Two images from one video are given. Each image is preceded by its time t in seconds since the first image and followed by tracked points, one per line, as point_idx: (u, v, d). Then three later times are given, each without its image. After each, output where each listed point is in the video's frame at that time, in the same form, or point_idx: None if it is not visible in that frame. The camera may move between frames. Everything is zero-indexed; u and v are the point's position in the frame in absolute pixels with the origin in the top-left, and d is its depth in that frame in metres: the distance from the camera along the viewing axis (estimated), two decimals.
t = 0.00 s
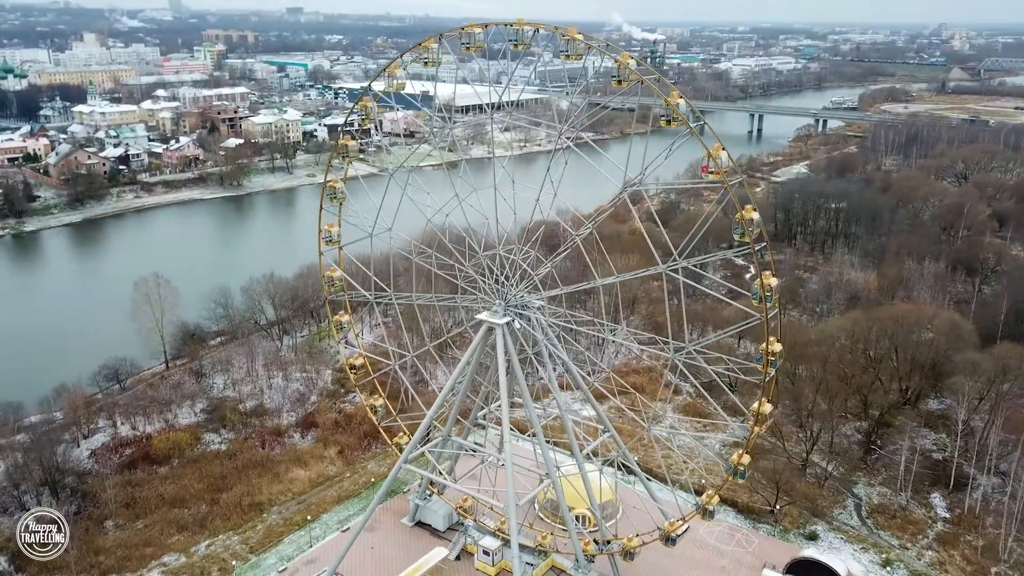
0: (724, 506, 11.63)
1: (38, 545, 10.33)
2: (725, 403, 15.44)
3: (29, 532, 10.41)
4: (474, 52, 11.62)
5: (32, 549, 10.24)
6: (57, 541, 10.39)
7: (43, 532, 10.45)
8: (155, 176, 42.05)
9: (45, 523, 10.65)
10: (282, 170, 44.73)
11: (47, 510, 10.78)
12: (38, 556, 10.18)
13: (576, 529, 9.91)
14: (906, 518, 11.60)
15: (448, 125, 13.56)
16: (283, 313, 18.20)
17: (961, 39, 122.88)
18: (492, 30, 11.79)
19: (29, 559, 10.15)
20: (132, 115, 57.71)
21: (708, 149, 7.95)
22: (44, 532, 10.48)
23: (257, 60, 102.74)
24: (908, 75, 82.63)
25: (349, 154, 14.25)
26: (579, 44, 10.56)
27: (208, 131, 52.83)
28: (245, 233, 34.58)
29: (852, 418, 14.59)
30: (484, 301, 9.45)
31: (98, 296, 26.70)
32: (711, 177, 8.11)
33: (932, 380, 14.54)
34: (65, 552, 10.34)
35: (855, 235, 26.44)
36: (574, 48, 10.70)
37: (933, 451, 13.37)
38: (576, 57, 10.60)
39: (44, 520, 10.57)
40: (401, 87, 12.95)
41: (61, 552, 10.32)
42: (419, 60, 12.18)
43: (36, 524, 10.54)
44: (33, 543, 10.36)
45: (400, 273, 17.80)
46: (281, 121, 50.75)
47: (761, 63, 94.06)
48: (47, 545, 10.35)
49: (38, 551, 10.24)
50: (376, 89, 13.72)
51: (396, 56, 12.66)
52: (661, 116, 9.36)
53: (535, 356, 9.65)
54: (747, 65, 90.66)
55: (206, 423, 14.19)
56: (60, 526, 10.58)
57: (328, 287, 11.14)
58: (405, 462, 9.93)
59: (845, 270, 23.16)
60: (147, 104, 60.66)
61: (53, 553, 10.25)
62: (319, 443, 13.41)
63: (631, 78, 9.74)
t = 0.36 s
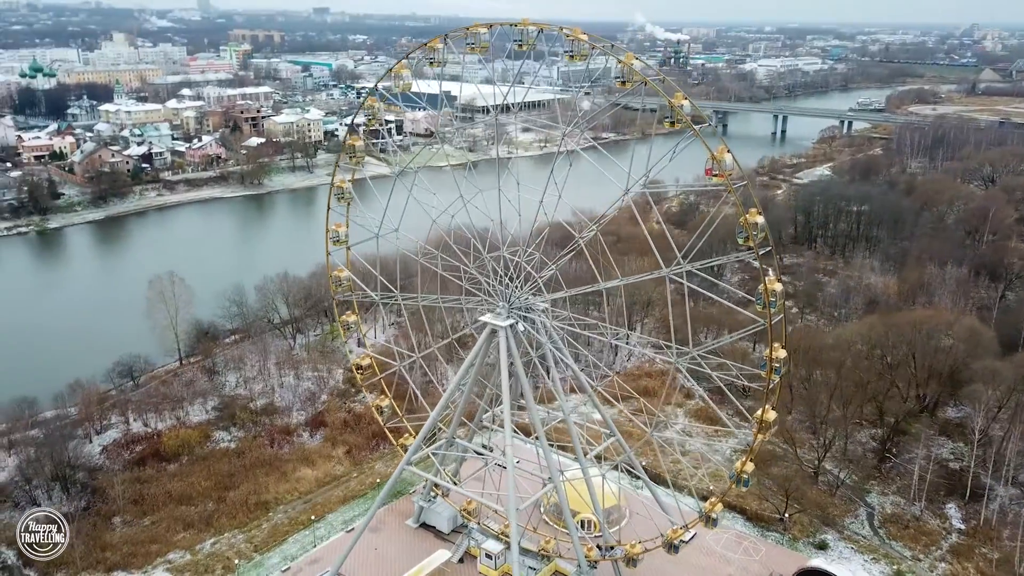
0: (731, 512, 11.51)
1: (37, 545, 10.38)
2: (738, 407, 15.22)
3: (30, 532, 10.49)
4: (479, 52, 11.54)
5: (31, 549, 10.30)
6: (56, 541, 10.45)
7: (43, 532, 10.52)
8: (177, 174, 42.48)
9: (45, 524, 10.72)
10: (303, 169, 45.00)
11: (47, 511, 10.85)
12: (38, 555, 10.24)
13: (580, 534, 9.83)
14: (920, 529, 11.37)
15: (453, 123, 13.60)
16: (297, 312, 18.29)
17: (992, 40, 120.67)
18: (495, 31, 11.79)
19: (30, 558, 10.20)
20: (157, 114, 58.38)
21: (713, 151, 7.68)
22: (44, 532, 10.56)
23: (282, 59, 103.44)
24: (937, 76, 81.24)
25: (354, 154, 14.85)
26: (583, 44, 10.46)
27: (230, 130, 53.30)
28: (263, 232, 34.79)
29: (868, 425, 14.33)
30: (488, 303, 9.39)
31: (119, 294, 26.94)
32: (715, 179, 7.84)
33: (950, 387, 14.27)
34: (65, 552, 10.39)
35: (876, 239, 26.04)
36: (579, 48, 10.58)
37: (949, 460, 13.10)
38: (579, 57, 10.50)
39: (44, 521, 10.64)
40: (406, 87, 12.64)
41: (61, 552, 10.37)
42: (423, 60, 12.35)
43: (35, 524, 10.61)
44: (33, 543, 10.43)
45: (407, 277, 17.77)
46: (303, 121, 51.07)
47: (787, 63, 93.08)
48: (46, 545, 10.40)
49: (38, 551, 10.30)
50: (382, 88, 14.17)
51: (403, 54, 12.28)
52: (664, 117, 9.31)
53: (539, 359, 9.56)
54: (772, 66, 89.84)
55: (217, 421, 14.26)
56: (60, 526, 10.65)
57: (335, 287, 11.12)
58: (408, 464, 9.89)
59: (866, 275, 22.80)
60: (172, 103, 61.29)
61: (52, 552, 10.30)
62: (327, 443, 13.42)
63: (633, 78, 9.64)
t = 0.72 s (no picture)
0: (739, 519, 11.38)
1: (37, 545, 10.38)
2: (751, 412, 15.00)
3: (30, 532, 10.48)
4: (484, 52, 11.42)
5: (31, 549, 10.29)
6: (56, 542, 10.45)
7: (43, 532, 10.52)
8: (199, 173, 42.86)
9: (46, 523, 10.72)
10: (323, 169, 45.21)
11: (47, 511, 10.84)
12: (38, 556, 10.24)
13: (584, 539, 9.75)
14: (933, 540, 11.14)
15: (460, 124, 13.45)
16: (310, 312, 18.35)
17: None
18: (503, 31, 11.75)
19: (31, 557, 10.21)
20: (181, 113, 58.97)
21: (717, 154, 7.44)
22: (44, 532, 10.56)
23: (307, 59, 104.08)
24: (967, 77, 79.83)
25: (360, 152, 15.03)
26: (587, 44, 10.14)
27: (252, 129, 53.69)
28: (282, 231, 34.94)
29: (883, 433, 14.07)
30: (491, 306, 9.31)
31: (138, 291, 27.22)
32: (718, 181, 7.70)
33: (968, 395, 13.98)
34: (65, 552, 10.39)
35: (898, 242, 25.61)
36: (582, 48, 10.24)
37: (966, 470, 12.83)
38: (585, 58, 10.15)
39: (44, 521, 10.64)
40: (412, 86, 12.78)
41: (61, 553, 10.37)
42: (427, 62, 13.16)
43: (35, 524, 10.61)
44: (33, 543, 10.42)
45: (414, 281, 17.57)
46: (324, 121, 51.31)
47: (813, 64, 92.02)
48: (46, 545, 10.40)
49: (38, 551, 10.30)
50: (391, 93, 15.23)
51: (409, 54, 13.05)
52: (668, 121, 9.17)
53: (543, 363, 9.47)
54: (798, 67, 88.95)
55: (227, 419, 14.32)
56: (60, 527, 10.66)
57: (342, 287, 11.14)
58: (410, 466, 9.82)
59: (887, 279, 22.41)
60: (196, 102, 61.89)
61: (52, 553, 10.30)
62: (335, 443, 13.42)
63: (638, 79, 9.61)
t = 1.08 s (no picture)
0: (745, 526, 11.23)
1: (37, 545, 10.33)
2: (763, 418, 14.78)
3: (30, 532, 10.42)
4: (488, 53, 11.39)
5: (31, 550, 10.23)
6: (56, 542, 10.41)
7: (43, 532, 10.47)
8: (219, 173, 43.21)
9: (46, 523, 10.67)
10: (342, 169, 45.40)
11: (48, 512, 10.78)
12: (37, 556, 10.18)
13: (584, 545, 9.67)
14: (945, 551, 10.91)
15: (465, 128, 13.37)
16: (322, 311, 18.42)
17: None
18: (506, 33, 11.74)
19: (29, 559, 10.15)
20: (204, 113, 59.52)
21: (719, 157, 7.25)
22: (44, 533, 10.50)
23: (330, 59, 104.70)
24: (996, 78, 78.49)
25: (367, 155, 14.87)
26: (589, 44, 10.03)
27: (273, 129, 54.05)
28: (300, 231, 35.04)
29: (897, 440, 13.83)
30: (493, 309, 9.27)
31: (155, 291, 27.30)
32: (720, 186, 7.64)
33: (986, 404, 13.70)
34: (64, 553, 10.34)
35: (919, 246, 25.20)
36: (584, 46, 10.12)
37: (982, 481, 12.56)
38: (587, 59, 10.00)
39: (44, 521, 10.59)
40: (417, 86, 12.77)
41: (60, 554, 10.32)
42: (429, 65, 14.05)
43: (35, 524, 10.55)
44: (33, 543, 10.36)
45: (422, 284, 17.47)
46: (344, 121, 51.55)
47: (838, 65, 90.95)
48: (46, 545, 10.36)
49: (38, 551, 10.26)
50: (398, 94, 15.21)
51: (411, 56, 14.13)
52: (669, 124, 9.09)
53: (546, 366, 9.38)
54: (822, 68, 88.01)
55: (236, 418, 14.38)
56: (60, 527, 10.62)
57: (348, 288, 11.15)
58: (410, 469, 9.77)
59: (907, 284, 22.05)
60: (219, 102, 62.42)
61: (52, 553, 10.26)
62: (343, 443, 13.44)
63: (639, 81, 9.51)
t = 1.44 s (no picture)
0: (751, 533, 11.06)
1: (37, 545, 10.36)
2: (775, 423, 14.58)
3: (30, 533, 10.47)
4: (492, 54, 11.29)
5: (31, 550, 10.27)
6: (56, 542, 10.44)
7: (43, 532, 10.50)
8: (239, 172, 43.55)
9: (48, 523, 10.72)
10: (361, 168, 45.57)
11: (49, 511, 10.85)
12: (38, 556, 10.22)
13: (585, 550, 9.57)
14: (958, 563, 10.69)
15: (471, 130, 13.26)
16: (334, 310, 18.46)
17: None
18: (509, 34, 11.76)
19: (30, 559, 10.19)
20: (226, 112, 60.02)
21: (721, 161, 7.11)
22: (44, 532, 10.54)
23: (352, 59, 105.14)
24: None
25: (374, 155, 14.67)
26: (591, 45, 9.88)
27: (294, 129, 54.37)
28: (318, 230, 35.18)
29: (911, 449, 13.57)
30: (494, 310, 9.19)
31: (171, 289, 27.44)
32: (721, 188, 7.38)
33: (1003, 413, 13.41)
34: (63, 553, 10.35)
35: (941, 250, 24.76)
36: (586, 48, 9.98)
37: (997, 491, 12.30)
38: (588, 61, 9.90)
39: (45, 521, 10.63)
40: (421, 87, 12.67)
41: (59, 554, 10.34)
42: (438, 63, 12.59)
43: (36, 525, 10.60)
44: (34, 543, 10.40)
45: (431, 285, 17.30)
46: (364, 121, 51.75)
47: (864, 66, 89.77)
48: (46, 545, 10.38)
49: (39, 550, 10.29)
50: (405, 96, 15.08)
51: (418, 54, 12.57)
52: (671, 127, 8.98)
53: (548, 369, 9.30)
54: (847, 68, 87.01)
55: (246, 417, 14.44)
56: (60, 527, 10.64)
57: (354, 288, 11.12)
58: (411, 471, 9.73)
59: (927, 289, 21.70)
60: (241, 102, 62.93)
61: (52, 553, 10.28)
62: (350, 443, 13.45)
63: (641, 82, 9.40)
